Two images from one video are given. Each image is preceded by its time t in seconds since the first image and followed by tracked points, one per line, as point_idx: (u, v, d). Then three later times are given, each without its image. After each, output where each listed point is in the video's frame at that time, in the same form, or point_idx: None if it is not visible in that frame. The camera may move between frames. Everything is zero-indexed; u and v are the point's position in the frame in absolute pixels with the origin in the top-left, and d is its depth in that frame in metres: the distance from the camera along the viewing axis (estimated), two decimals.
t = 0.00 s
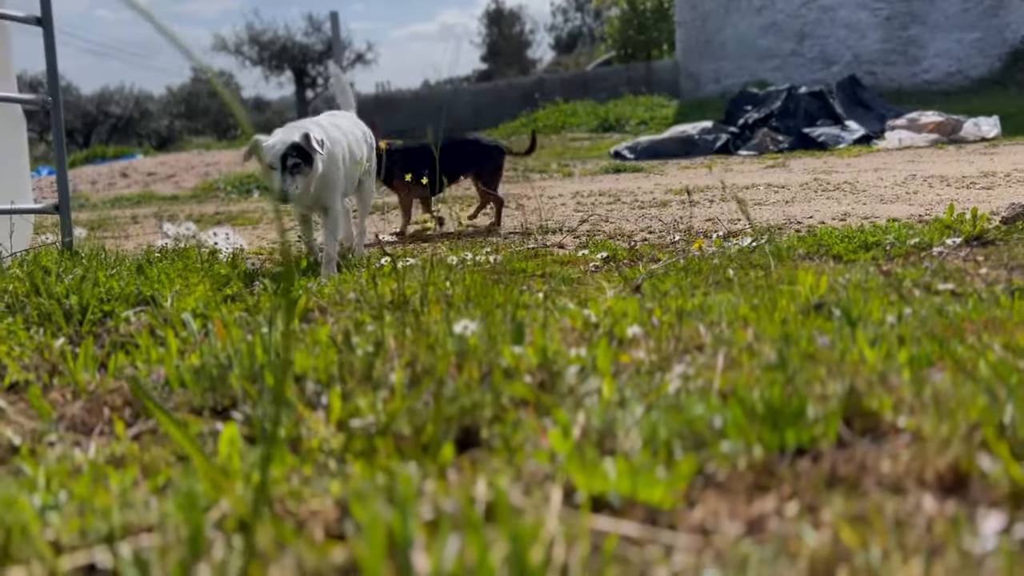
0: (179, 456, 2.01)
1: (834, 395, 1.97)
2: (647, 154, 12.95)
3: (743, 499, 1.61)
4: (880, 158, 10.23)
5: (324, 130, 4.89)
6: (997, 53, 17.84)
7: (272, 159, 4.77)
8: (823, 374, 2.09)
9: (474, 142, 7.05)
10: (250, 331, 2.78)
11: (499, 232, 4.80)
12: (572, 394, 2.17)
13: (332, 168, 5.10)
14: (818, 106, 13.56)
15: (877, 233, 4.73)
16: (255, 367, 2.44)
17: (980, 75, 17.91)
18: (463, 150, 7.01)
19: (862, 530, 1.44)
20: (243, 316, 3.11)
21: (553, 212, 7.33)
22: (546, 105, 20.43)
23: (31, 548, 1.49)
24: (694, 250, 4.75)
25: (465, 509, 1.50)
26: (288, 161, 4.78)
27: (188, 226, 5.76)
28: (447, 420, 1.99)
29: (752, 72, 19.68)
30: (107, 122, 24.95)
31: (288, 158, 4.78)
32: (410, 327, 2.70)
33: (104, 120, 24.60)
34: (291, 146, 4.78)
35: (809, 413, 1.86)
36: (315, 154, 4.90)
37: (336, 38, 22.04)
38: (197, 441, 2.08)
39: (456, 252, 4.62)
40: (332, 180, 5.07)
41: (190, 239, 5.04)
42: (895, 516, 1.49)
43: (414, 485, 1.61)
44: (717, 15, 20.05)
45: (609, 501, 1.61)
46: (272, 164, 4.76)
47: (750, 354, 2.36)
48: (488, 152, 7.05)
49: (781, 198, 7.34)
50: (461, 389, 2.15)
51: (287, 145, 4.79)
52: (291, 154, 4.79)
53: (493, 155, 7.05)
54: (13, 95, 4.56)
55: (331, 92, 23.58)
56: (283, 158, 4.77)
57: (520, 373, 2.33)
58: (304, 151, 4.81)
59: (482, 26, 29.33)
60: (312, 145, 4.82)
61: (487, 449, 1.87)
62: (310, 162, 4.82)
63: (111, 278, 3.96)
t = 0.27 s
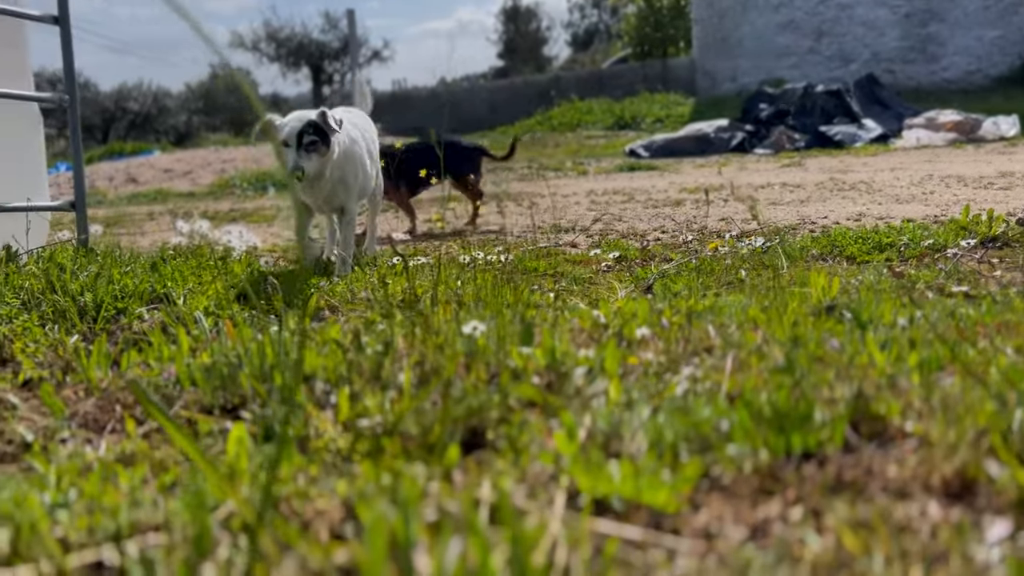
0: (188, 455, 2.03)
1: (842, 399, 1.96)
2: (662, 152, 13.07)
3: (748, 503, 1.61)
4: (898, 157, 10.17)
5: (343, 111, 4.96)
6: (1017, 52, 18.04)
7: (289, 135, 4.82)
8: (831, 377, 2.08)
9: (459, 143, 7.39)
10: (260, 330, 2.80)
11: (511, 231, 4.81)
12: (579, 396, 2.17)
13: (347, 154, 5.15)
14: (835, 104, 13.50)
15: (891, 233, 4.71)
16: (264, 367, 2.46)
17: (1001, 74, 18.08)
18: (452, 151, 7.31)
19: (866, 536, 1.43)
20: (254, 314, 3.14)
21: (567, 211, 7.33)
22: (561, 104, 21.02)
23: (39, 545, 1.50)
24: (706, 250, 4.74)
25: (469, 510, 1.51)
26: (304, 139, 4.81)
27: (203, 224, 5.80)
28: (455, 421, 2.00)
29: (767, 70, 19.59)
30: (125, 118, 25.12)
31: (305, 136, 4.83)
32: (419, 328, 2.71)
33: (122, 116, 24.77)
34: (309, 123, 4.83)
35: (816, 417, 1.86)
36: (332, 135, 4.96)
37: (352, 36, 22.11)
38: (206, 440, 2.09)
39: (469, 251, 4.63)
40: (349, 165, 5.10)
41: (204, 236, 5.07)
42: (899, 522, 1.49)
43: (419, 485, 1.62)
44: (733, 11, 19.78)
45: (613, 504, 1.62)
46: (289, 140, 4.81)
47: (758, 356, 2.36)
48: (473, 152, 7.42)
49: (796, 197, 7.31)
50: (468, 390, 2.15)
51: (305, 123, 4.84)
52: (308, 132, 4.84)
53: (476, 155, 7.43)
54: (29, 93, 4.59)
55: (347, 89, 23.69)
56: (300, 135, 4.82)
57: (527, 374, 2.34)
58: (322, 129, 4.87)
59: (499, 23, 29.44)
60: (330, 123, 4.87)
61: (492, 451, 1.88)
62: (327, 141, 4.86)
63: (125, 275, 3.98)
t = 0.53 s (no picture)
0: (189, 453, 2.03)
1: (844, 402, 1.95)
2: (677, 149, 13.03)
3: (745, 507, 1.60)
4: (914, 156, 10.11)
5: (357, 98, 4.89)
6: None
7: (304, 124, 4.73)
8: (833, 379, 2.07)
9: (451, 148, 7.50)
10: (265, 328, 2.81)
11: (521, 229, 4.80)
12: (582, 396, 2.17)
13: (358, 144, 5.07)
14: (851, 103, 13.42)
15: (903, 234, 4.68)
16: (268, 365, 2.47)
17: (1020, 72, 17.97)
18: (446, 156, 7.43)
19: (863, 539, 1.42)
20: (261, 312, 3.15)
21: (578, 208, 7.36)
22: (577, 101, 21.36)
23: (37, 542, 1.51)
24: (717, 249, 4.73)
25: (468, 511, 1.50)
26: (319, 128, 4.71)
27: (214, 221, 5.82)
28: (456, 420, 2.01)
29: (784, 68, 19.50)
30: (142, 114, 25.22)
31: (321, 125, 4.74)
32: (424, 326, 2.71)
33: (139, 112, 24.87)
34: (324, 111, 4.75)
35: (818, 419, 1.85)
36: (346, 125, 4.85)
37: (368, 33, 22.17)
38: (208, 438, 2.10)
39: (478, 249, 4.63)
40: (362, 156, 5.02)
41: (215, 233, 5.08)
42: (898, 527, 1.48)
43: (417, 486, 1.62)
44: (749, 9, 19.82)
45: (611, 505, 1.61)
46: (305, 129, 4.71)
47: (761, 358, 2.35)
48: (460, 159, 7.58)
49: (809, 196, 7.27)
50: (470, 389, 2.15)
51: (320, 111, 4.75)
52: (323, 121, 4.75)
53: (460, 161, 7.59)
54: (43, 90, 4.63)
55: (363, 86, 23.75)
56: (316, 124, 4.73)
57: (530, 373, 2.33)
58: (337, 117, 4.78)
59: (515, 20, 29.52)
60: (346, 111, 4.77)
61: (492, 450, 1.88)
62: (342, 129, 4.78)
63: (135, 272, 4.00)
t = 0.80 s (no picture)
0: (182, 447, 2.05)
1: (834, 402, 1.94)
2: (689, 148, 13.04)
3: (728, 505, 1.60)
4: (927, 156, 10.05)
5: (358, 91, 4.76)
6: None
7: (306, 120, 4.61)
8: (825, 379, 2.06)
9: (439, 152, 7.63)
10: (264, 325, 2.82)
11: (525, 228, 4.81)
12: (575, 394, 2.18)
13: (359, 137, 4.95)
14: (865, 102, 13.35)
15: (910, 234, 4.65)
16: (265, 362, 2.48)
17: None
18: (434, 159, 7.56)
19: (842, 540, 1.42)
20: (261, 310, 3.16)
21: (586, 207, 7.37)
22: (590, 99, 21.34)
23: (23, 533, 1.53)
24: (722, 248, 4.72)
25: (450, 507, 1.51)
26: (321, 124, 4.58)
27: (222, 217, 5.86)
28: (447, 417, 2.02)
29: (798, 66, 19.48)
30: (160, 111, 25.54)
31: (322, 119, 4.62)
32: (421, 324, 2.71)
33: (156, 109, 25.11)
34: (325, 106, 4.63)
35: (806, 419, 1.84)
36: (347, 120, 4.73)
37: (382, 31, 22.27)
38: (201, 433, 2.11)
39: (482, 247, 4.63)
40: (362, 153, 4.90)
41: (221, 230, 5.11)
42: (879, 526, 1.48)
43: (402, 481, 1.62)
44: (764, 8, 19.90)
45: (594, 501, 1.61)
46: (306, 125, 4.59)
47: (755, 358, 2.34)
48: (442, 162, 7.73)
49: (818, 196, 7.25)
50: (462, 386, 2.16)
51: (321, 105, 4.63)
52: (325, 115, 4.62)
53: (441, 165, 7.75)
54: (53, 87, 4.68)
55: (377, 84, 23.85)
56: (317, 119, 4.61)
57: (524, 371, 2.34)
58: (338, 112, 4.66)
59: (531, 18, 29.53)
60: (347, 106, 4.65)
61: (481, 447, 1.89)
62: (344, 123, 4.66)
63: (141, 267, 4.03)
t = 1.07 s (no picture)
0: (180, 443, 2.06)
1: (831, 403, 1.93)
2: (700, 148, 13.00)
3: (720, 506, 1.60)
4: (940, 157, 10.00)
5: (376, 88, 4.70)
6: None
7: (323, 116, 4.52)
8: (822, 381, 2.05)
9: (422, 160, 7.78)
10: (266, 324, 2.83)
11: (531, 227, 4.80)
12: (572, 394, 2.18)
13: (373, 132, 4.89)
14: (878, 102, 13.28)
15: (918, 235, 4.63)
16: (265, 360, 2.49)
17: None
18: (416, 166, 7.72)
19: (831, 542, 1.42)
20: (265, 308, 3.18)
21: (595, 206, 7.38)
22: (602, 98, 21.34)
23: (19, 528, 1.54)
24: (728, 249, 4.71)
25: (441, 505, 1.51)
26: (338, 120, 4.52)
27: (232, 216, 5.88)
28: (444, 415, 2.02)
29: (812, 66, 19.43)
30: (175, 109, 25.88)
31: (339, 116, 4.55)
32: (422, 323, 2.71)
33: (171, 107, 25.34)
34: (343, 102, 4.55)
35: (801, 420, 1.84)
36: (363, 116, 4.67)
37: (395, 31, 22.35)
38: (199, 430, 2.12)
39: (488, 246, 4.64)
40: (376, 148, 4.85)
41: (229, 228, 5.14)
42: (869, 528, 1.47)
43: (395, 479, 1.63)
44: (778, 7, 19.86)
45: (586, 500, 1.61)
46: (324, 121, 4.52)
47: (754, 359, 2.34)
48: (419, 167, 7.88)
49: (828, 197, 7.22)
50: (460, 385, 2.16)
51: (339, 102, 4.54)
52: (343, 112, 4.54)
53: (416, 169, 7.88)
54: (64, 84, 4.72)
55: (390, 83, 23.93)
56: (334, 116, 4.53)
57: (523, 370, 2.34)
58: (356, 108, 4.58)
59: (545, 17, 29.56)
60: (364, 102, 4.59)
61: (475, 447, 1.89)
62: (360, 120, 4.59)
63: (148, 264, 4.05)
